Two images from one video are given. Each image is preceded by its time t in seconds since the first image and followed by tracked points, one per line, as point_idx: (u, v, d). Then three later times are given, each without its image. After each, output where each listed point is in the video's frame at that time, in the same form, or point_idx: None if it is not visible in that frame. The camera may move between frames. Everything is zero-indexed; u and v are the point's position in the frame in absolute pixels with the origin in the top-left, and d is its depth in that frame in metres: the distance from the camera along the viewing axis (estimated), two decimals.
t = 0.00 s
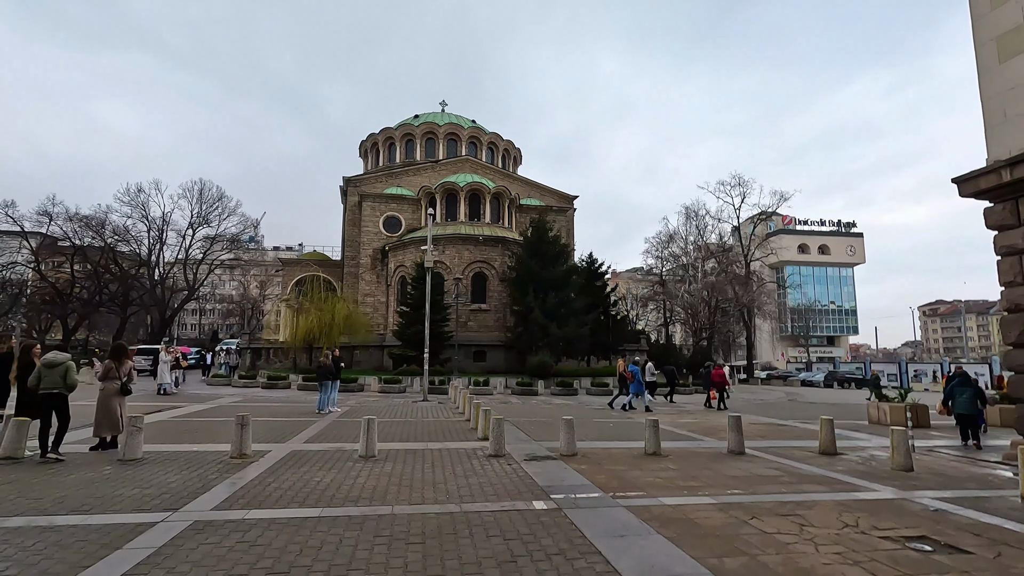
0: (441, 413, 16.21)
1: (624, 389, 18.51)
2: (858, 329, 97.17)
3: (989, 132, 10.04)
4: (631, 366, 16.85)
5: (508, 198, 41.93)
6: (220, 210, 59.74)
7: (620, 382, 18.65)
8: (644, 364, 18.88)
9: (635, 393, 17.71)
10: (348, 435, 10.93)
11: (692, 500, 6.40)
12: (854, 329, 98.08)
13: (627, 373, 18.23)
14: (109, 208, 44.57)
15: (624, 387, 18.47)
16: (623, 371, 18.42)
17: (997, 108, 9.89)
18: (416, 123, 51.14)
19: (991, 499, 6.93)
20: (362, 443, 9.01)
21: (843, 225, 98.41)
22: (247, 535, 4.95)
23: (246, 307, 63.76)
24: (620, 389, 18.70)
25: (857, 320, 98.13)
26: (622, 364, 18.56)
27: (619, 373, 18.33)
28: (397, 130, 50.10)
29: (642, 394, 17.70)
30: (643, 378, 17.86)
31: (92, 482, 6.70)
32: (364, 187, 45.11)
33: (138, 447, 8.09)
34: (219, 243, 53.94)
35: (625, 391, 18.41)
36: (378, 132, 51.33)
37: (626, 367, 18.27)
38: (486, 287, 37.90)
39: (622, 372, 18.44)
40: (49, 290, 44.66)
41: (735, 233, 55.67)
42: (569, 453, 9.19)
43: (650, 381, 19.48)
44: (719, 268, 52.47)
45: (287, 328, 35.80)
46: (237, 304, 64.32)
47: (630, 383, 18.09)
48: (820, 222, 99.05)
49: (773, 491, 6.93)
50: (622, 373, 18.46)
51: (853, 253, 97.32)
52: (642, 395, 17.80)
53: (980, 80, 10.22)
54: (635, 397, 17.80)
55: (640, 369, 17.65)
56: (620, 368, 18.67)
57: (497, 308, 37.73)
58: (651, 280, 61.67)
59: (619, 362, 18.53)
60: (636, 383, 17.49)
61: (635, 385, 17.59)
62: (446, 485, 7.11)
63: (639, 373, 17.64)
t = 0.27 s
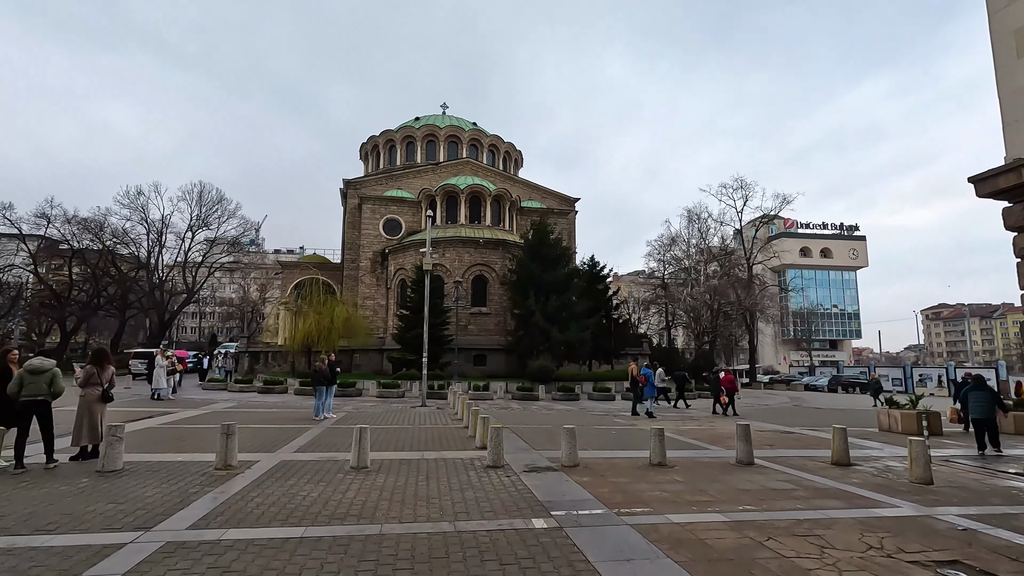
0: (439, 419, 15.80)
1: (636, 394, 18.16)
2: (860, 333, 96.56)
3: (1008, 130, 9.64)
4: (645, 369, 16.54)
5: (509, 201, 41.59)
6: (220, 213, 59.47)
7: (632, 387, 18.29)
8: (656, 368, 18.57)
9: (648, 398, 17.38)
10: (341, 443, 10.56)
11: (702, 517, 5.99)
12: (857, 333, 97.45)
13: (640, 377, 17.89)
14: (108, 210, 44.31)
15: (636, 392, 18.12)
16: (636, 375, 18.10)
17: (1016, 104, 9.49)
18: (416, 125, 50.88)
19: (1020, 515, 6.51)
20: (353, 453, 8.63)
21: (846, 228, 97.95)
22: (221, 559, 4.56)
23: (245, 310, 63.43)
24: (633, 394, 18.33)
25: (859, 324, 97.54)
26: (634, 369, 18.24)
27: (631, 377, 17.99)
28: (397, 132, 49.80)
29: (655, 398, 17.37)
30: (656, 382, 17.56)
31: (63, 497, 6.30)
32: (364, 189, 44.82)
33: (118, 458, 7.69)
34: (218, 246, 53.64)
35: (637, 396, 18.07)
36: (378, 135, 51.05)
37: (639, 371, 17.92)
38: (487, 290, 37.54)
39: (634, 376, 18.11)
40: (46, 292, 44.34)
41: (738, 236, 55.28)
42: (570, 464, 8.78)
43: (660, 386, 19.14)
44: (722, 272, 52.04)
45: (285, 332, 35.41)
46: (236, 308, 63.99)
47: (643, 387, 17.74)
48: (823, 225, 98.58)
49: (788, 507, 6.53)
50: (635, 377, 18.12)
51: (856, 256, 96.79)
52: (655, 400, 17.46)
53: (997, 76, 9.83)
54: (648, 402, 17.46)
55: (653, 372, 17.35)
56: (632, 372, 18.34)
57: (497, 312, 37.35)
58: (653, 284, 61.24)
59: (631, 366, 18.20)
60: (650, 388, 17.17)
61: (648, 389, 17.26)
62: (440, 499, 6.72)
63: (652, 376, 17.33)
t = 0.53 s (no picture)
0: (441, 422, 15.41)
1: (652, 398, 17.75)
2: (868, 336, 95.56)
3: None
4: (661, 373, 16.12)
5: (513, 202, 41.24)
6: (224, 215, 59.42)
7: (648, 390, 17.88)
8: (671, 372, 18.16)
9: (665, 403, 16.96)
10: (339, 448, 10.18)
11: (719, 528, 5.58)
12: (864, 336, 96.43)
13: (655, 381, 17.48)
14: (112, 212, 44.30)
15: (652, 396, 17.71)
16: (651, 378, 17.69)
17: None
18: (420, 127, 50.66)
19: None
20: (349, 458, 8.25)
21: (853, 231, 97.18)
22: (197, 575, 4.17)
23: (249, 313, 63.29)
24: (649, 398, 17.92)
25: (867, 328, 96.58)
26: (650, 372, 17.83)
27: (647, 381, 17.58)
28: (401, 134, 49.54)
29: (671, 403, 16.97)
30: (672, 386, 17.16)
31: (40, 505, 5.95)
32: (368, 191, 44.61)
33: (104, 462, 7.37)
34: (222, 248, 53.55)
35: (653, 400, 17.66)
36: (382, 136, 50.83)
37: (655, 376, 17.46)
38: (491, 292, 37.19)
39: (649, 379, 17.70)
40: (50, 295, 44.31)
41: (744, 238, 54.76)
42: (577, 470, 8.38)
43: (675, 389, 18.72)
44: (728, 274, 51.49)
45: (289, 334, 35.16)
46: (240, 311, 63.89)
47: (659, 391, 17.34)
48: (829, 228, 97.80)
49: (809, 516, 6.12)
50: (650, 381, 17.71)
51: (863, 259, 95.81)
52: (672, 404, 17.05)
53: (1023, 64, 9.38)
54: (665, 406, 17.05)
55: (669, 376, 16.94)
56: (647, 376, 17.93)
57: (501, 314, 37.00)
58: (658, 286, 60.71)
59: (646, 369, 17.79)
60: (666, 393, 16.76)
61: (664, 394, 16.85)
62: (439, 507, 6.31)
63: (668, 380, 16.92)
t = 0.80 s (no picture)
0: (445, 427, 15.04)
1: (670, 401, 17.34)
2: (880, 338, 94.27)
3: None
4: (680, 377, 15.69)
5: (520, 203, 40.90)
6: (231, 217, 59.52)
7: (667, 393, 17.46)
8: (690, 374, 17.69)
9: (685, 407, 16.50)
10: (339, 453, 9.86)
11: (742, 545, 5.17)
12: (876, 338, 95.13)
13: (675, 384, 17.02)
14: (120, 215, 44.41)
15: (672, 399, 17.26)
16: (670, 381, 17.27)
17: None
18: (426, 128, 50.47)
19: None
20: (348, 466, 7.90)
21: (864, 231, 96.00)
22: None
23: (256, 315, 63.34)
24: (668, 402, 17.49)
25: (879, 330, 95.27)
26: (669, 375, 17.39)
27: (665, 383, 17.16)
28: (407, 135, 49.35)
29: (691, 407, 16.56)
30: (692, 389, 16.72)
31: (19, 517, 5.63)
32: (374, 192, 44.45)
33: (92, 470, 7.06)
34: (229, 251, 53.60)
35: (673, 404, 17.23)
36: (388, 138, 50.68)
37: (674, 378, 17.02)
38: (497, 294, 36.85)
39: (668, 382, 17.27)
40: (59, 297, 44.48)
41: (754, 239, 54.06)
42: (586, 479, 7.99)
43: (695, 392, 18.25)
44: (738, 275, 50.84)
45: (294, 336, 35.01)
46: (247, 313, 63.97)
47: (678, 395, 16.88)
48: (840, 229, 96.65)
49: (836, 531, 5.69)
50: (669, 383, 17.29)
51: (875, 260, 94.55)
52: (692, 408, 16.63)
53: None
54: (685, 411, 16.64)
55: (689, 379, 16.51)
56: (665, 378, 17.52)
57: (508, 316, 36.65)
58: (667, 288, 60.10)
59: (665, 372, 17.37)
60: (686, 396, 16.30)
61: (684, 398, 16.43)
62: (440, 520, 5.93)
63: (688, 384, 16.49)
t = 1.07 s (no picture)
0: (444, 429, 14.72)
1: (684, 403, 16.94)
2: (887, 339, 93.37)
3: None
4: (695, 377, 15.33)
5: (523, 203, 40.60)
6: (235, 218, 59.50)
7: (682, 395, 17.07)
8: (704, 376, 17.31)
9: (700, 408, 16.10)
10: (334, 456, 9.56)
11: (752, 557, 4.82)
12: (883, 340, 94.20)
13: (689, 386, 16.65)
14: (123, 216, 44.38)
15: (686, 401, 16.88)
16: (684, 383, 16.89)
17: None
18: (430, 128, 50.26)
19: None
20: (338, 469, 7.59)
21: (870, 232, 95.24)
22: None
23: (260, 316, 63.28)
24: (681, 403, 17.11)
25: (886, 331, 94.37)
26: (683, 376, 17.02)
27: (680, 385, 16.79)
28: (410, 136, 49.15)
29: (706, 408, 16.14)
30: (707, 391, 16.32)
31: None
32: (376, 193, 44.27)
33: (71, 474, 6.79)
34: (233, 251, 53.54)
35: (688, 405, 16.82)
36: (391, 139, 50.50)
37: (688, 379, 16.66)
38: (500, 294, 36.55)
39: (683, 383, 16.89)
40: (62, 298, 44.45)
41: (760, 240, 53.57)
42: (586, 484, 7.65)
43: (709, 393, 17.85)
44: (744, 276, 50.34)
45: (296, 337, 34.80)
46: (251, 314, 63.92)
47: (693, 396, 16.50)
48: (846, 230, 95.90)
49: (851, 542, 5.32)
50: (683, 385, 16.92)
51: (882, 261, 93.71)
52: (706, 409, 16.22)
53: None
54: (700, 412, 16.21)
55: (705, 380, 16.13)
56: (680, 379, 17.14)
57: (511, 317, 36.35)
58: (671, 289, 59.63)
59: (680, 373, 16.99)
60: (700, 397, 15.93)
61: (698, 399, 16.03)
62: (430, 528, 5.59)
63: (704, 385, 16.09)
